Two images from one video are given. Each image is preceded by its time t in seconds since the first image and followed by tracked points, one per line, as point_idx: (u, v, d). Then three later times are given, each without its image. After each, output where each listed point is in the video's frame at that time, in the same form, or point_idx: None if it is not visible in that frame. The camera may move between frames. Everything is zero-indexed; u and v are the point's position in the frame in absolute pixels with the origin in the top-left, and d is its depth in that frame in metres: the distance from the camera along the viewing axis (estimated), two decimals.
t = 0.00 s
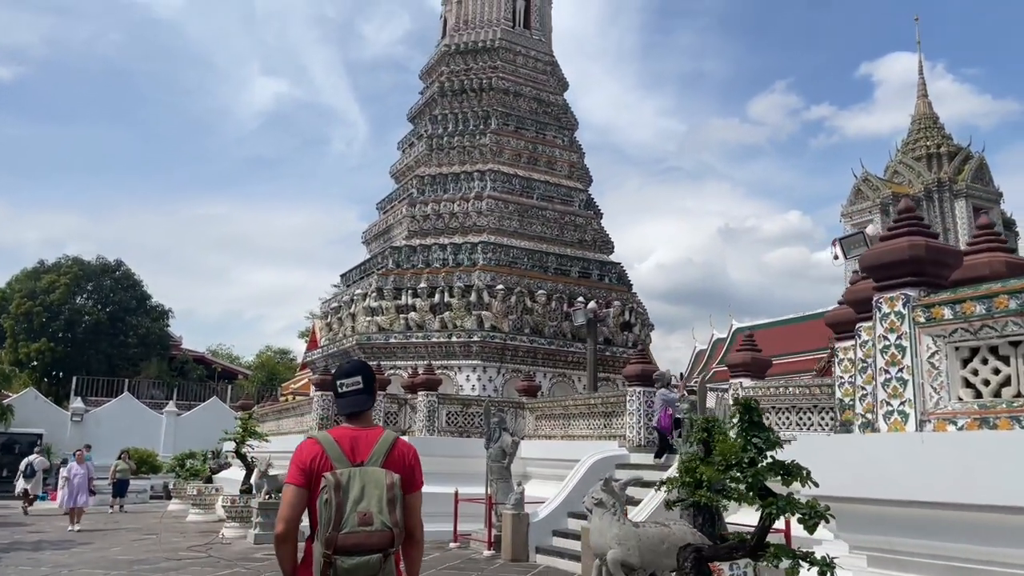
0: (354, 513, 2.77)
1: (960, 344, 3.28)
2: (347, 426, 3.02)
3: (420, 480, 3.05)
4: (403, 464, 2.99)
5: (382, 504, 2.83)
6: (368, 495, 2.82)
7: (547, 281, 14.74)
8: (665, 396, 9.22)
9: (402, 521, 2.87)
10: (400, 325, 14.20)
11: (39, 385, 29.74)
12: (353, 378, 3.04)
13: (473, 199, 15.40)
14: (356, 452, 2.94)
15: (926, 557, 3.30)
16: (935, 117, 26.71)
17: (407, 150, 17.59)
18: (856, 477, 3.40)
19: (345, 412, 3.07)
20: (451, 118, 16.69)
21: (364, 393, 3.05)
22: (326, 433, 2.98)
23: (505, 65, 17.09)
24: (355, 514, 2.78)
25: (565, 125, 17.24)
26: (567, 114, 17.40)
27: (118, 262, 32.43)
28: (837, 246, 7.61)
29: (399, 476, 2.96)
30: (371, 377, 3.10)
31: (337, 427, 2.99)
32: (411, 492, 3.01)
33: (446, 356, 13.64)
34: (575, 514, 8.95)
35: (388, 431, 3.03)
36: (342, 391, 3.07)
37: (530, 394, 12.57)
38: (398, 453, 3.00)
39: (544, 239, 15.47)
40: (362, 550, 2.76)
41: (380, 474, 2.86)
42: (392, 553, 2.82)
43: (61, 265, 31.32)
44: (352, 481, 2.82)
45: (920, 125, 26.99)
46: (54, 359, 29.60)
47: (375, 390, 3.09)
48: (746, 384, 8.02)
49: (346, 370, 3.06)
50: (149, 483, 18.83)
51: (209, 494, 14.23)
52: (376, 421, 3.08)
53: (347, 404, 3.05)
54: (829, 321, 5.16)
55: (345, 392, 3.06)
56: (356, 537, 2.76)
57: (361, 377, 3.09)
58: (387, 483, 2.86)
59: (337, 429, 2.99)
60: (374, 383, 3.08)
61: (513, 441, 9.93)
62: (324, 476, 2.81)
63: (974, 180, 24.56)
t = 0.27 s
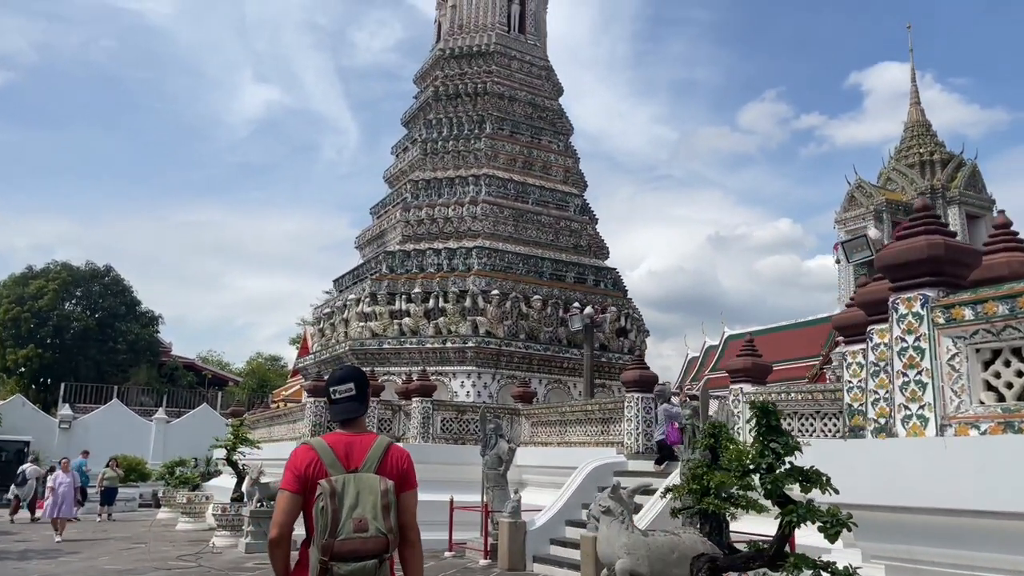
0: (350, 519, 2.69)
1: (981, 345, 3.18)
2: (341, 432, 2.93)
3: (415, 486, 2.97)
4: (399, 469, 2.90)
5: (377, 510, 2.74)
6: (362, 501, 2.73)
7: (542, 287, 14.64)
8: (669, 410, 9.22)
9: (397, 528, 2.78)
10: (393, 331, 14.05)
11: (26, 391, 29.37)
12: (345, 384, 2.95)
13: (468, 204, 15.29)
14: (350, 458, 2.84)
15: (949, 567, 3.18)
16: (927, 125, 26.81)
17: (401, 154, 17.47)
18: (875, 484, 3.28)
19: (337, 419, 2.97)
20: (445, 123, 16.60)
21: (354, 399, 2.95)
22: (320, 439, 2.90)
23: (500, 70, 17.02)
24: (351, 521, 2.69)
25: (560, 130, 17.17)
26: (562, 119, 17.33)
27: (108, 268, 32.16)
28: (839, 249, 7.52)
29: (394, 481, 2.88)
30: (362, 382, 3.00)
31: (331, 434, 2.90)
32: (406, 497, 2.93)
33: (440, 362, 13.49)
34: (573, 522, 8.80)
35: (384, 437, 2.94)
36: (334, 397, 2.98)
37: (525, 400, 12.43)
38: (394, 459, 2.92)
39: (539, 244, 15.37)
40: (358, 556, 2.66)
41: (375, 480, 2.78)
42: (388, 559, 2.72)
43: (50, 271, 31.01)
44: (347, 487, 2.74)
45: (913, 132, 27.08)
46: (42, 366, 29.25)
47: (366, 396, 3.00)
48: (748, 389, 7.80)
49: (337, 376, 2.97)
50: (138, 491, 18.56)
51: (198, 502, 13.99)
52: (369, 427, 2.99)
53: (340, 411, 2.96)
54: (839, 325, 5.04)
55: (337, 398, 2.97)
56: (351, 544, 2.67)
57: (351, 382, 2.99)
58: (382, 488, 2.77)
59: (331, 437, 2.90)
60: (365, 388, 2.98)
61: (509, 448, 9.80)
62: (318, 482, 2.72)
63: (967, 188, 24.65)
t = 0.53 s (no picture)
0: (347, 527, 2.90)
1: (1004, 353, 3.34)
2: (339, 441, 3.12)
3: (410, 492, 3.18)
4: (394, 478, 3.11)
5: (373, 518, 2.95)
6: (359, 509, 2.94)
7: (539, 294, 14.52)
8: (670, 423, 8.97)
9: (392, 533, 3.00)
10: (388, 338, 13.89)
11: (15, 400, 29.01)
12: (340, 397, 3.14)
13: (463, 210, 15.18)
14: (347, 467, 3.04)
15: None
16: (921, 133, 26.85)
17: (396, 160, 17.37)
18: (900, 493, 3.43)
19: (337, 430, 3.16)
20: (441, 128, 16.51)
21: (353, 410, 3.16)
22: (317, 446, 3.09)
23: (496, 76, 16.94)
24: (347, 528, 2.90)
25: (556, 136, 17.08)
26: (558, 126, 17.26)
27: (99, 275, 31.90)
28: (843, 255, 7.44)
29: (389, 490, 3.08)
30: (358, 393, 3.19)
31: (328, 442, 3.09)
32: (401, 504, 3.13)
33: (436, 369, 13.35)
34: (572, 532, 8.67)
35: (378, 446, 3.13)
36: (331, 407, 3.16)
37: (521, 408, 12.31)
38: (390, 468, 3.11)
39: (536, 251, 15.26)
40: (354, 562, 2.89)
41: (372, 489, 2.97)
42: (383, 564, 2.95)
43: (40, 278, 30.71)
44: (343, 495, 2.93)
45: (907, 141, 27.12)
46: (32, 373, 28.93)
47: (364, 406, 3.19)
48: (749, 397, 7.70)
49: (335, 389, 3.16)
50: (128, 501, 18.31)
51: (190, 512, 13.81)
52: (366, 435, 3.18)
53: (339, 422, 3.15)
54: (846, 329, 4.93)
55: (334, 410, 3.15)
56: (349, 551, 2.89)
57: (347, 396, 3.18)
58: (377, 498, 2.98)
59: (330, 445, 3.08)
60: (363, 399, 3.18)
61: (507, 457, 9.66)
62: (316, 491, 2.91)
63: (961, 196, 24.71)
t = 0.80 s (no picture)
0: (354, 533, 2.91)
1: None
2: (341, 449, 3.17)
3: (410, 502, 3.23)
4: (395, 487, 3.17)
5: (379, 524, 2.98)
6: (365, 516, 2.96)
7: (537, 298, 14.39)
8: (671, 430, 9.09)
9: (397, 540, 3.03)
10: (385, 343, 13.74)
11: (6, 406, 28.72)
12: (338, 406, 3.20)
13: (461, 214, 15.06)
14: (351, 475, 3.09)
15: None
16: (918, 139, 26.87)
17: (392, 164, 17.24)
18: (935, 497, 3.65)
19: (337, 439, 3.22)
20: (438, 132, 16.41)
21: (351, 418, 3.20)
22: (320, 456, 3.13)
23: (494, 79, 16.86)
24: (355, 534, 2.91)
25: (554, 140, 16.99)
26: (556, 130, 17.17)
27: (92, 280, 31.68)
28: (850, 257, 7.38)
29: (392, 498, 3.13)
30: (356, 402, 3.24)
31: (331, 451, 3.14)
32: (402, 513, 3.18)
33: (433, 375, 13.20)
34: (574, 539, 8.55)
35: (380, 455, 3.20)
36: (330, 419, 3.22)
37: (520, 414, 12.17)
38: (391, 476, 3.18)
39: (534, 255, 15.14)
40: (363, 567, 2.90)
41: (377, 497, 3.01)
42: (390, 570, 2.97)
43: (32, 283, 30.45)
44: (350, 502, 2.96)
45: (904, 147, 27.12)
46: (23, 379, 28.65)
47: (363, 414, 3.24)
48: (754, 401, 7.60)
49: (333, 399, 3.22)
50: (120, 508, 18.08)
51: (183, 520, 13.61)
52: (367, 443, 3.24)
53: (339, 431, 3.20)
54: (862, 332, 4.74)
55: (334, 420, 3.21)
56: (357, 557, 2.90)
57: (346, 404, 3.23)
58: (382, 504, 3.02)
59: (333, 453, 3.13)
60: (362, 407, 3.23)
61: (506, 463, 9.52)
62: (324, 498, 2.94)
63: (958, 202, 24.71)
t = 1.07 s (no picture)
0: (365, 533, 2.84)
1: None
2: (347, 450, 3.15)
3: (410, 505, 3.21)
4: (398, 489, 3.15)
5: (387, 524, 2.92)
6: (374, 515, 2.90)
7: (535, 301, 14.28)
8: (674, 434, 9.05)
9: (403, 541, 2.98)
10: (382, 345, 13.60)
11: None
12: (341, 407, 3.19)
13: (459, 216, 14.94)
14: (357, 475, 3.07)
15: None
16: (914, 143, 26.90)
17: (389, 165, 17.11)
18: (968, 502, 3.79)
19: (340, 440, 3.20)
20: (435, 133, 16.30)
21: (354, 418, 3.18)
22: (326, 456, 3.09)
23: (491, 80, 16.76)
24: (365, 534, 2.84)
25: (552, 142, 16.91)
26: (554, 131, 17.08)
27: (84, 283, 31.42)
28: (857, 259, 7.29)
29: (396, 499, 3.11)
30: (359, 403, 3.24)
31: (336, 451, 3.12)
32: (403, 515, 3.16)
33: (431, 377, 13.07)
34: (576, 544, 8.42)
35: (384, 456, 3.19)
36: (332, 419, 3.20)
37: (519, 417, 12.04)
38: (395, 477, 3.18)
39: (532, 257, 15.03)
40: (373, 567, 2.83)
41: (384, 497, 2.96)
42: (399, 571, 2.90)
43: (23, 285, 30.16)
44: (360, 501, 2.89)
45: (900, 151, 27.13)
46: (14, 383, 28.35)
47: (367, 415, 3.23)
48: (759, 404, 7.55)
49: (337, 400, 3.21)
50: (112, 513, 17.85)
51: (177, 524, 13.42)
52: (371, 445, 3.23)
53: (342, 432, 3.18)
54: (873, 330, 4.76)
55: (336, 421, 3.19)
56: (367, 557, 2.82)
57: (349, 405, 3.22)
58: (390, 504, 2.97)
59: (338, 453, 3.11)
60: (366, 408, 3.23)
61: (506, 467, 9.37)
62: (334, 497, 2.87)
63: (954, 206, 24.74)
